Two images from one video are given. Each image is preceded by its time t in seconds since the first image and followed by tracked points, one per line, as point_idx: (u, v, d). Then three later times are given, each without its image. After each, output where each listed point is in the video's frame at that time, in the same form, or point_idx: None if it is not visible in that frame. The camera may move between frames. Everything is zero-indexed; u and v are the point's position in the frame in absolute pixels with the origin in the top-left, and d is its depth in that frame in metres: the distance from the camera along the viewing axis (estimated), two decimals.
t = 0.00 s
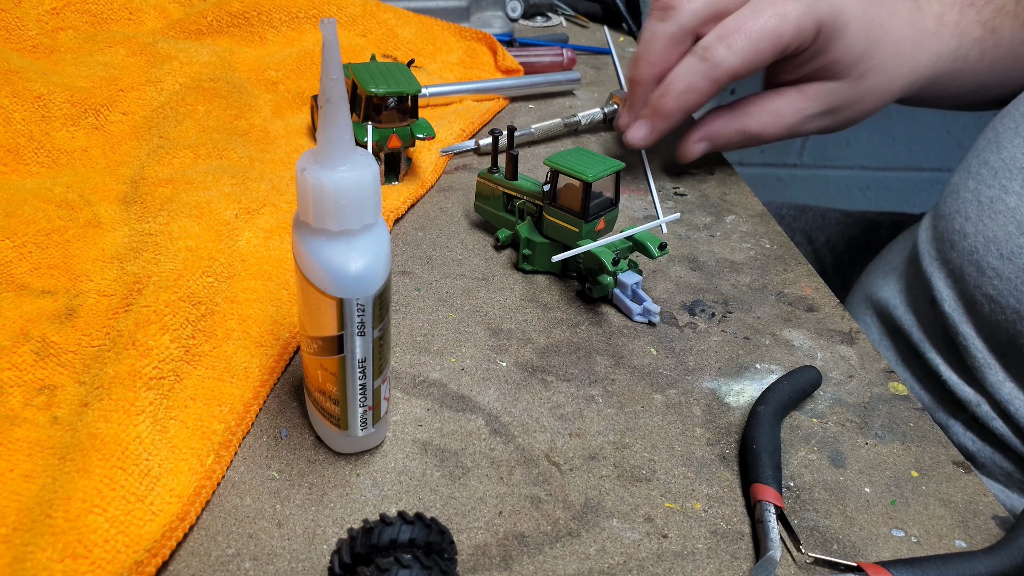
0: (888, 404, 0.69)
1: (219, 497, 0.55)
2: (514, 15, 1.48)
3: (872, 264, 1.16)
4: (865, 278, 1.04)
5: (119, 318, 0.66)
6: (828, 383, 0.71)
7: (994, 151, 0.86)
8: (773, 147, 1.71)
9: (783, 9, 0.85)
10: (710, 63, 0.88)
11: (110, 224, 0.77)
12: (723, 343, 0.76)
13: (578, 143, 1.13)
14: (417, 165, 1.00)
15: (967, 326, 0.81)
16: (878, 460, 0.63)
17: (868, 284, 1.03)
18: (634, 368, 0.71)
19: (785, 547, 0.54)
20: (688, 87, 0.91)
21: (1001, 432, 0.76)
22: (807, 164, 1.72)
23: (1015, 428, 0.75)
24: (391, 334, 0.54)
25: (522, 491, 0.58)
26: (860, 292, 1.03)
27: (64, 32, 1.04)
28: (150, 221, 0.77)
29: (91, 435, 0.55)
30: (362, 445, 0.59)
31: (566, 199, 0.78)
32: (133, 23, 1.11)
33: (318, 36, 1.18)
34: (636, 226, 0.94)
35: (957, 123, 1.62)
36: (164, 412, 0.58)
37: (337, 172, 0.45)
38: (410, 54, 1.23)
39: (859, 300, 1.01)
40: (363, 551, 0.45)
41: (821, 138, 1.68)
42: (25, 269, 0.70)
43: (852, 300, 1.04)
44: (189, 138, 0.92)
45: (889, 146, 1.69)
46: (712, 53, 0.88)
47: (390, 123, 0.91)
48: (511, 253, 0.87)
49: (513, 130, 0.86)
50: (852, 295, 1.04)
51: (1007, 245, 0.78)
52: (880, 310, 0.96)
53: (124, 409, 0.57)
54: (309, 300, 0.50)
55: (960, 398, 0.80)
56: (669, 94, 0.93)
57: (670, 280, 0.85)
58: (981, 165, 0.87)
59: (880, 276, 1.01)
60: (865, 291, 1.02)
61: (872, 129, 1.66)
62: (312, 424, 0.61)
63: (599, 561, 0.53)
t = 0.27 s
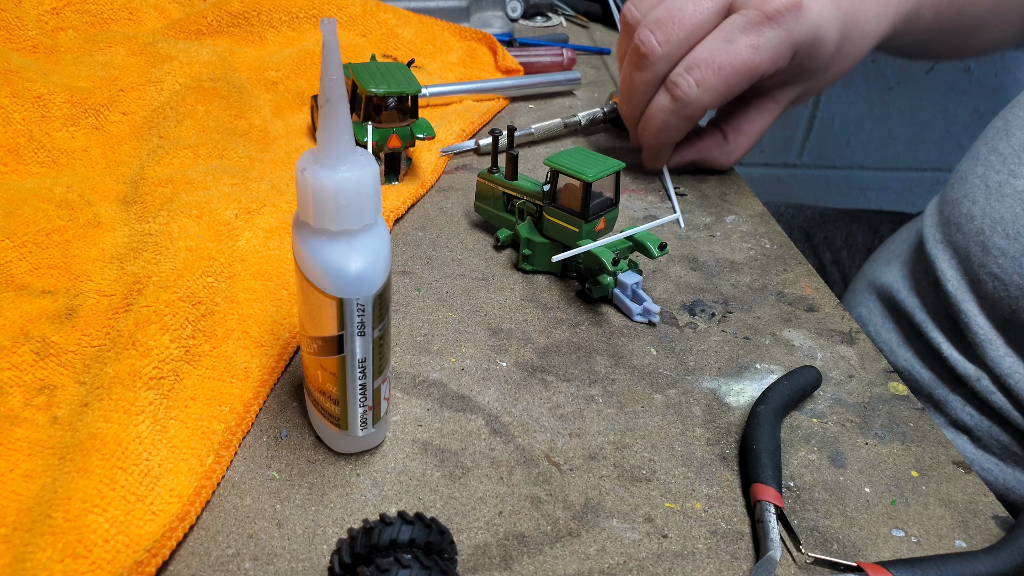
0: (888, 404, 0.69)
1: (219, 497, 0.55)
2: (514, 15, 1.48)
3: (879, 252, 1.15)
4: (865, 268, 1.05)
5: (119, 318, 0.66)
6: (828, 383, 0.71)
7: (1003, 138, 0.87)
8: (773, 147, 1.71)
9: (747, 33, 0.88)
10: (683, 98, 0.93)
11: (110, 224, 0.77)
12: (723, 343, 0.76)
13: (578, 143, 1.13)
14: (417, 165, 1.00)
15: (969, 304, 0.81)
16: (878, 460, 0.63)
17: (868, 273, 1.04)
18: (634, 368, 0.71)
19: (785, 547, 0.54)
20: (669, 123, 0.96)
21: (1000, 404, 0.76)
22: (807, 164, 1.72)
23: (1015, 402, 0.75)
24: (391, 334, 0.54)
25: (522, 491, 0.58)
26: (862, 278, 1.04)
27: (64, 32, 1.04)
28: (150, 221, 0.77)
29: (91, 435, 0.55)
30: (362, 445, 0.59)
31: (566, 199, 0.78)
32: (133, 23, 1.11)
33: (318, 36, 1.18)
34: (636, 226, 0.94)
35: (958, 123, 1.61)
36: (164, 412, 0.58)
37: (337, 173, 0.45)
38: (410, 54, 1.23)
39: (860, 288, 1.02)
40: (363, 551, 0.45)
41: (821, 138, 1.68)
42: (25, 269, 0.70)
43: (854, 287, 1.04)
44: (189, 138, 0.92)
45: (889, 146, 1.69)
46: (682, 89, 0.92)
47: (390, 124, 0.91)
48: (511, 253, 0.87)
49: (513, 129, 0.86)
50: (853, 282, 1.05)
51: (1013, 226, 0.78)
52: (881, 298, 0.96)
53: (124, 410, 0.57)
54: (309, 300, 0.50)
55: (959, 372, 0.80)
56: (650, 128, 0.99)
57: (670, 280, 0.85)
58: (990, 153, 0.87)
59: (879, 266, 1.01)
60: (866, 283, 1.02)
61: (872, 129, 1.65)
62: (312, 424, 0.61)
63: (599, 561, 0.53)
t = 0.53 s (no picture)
0: (888, 404, 0.69)
1: (218, 497, 0.55)
2: (514, 15, 1.48)
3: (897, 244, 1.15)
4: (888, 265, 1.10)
5: (119, 318, 0.66)
6: (828, 383, 0.71)
7: None
8: (774, 147, 1.71)
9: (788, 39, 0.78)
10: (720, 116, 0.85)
11: (110, 224, 0.77)
12: (723, 343, 0.76)
13: (578, 143, 1.13)
14: (417, 165, 1.00)
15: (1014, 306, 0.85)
16: (878, 460, 0.63)
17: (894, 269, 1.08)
18: (634, 368, 0.71)
19: (785, 547, 0.54)
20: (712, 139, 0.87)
21: None
22: (807, 164, 1.72)
23: None
24: (391, 334, 0.54)
25: (522, 491, 0.58)
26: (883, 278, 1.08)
27: (64, 32, 1.04)
28: (150, 221, 0.77)
29: (91, 435, 0.55)
30: (362, 445, 0.59)
31: (566, 199, 0.78)
32: (133, 23, 1.11)
33: (318, 36, 1.18)
34: (636, 226, 0.94)
35: (958, 123, 1.64)
36: (164, 412, 0.58)
37: (337, 173, 0.45)
38: (410, 54, 1.23)
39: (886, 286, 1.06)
40: (363, 551, 0.46)
41: (821, 138, 1.68)
42: (25, 269, 0.70)
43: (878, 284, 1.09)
44: (189, 138, 0.92)
45: (889, 146, 1.69)
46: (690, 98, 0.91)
47: (391, 124, 0.91)
48: (511, 253, 0.87)
49: (514, 130, 0.86)
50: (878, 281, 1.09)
51: None
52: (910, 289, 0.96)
53: (124, 410, 0.57)
54: (309, 300, 0.50)
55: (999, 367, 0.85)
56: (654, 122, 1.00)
57: (670, 280, 0.85)
58: None
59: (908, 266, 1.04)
60: (892, 282, 1.06)
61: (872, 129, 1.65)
62: (312, 424, 0.61)
63: (599, 561, 0.53)
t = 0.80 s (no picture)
0: (888, 404, 0.69)
1: (218, 497, 0.55)
2: (514, 15, 1.48)
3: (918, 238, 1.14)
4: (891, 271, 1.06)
5: (119, 318, 0.66)
6: (828, 383, 0.71)
7: None
8: (774, 147, 1.71)
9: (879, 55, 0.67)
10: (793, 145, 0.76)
11: (111, 224, 0.77)
12: (723, 343, 0.76)
13: (578, 143, 1.13)
14: (417, 165, 1.00)
15: None
16: (878, 459, 0.63)
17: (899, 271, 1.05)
18: (634, 368, 0.71)
19: (785, 547, 0.54)
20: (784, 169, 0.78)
21: None
22: (807, 164, 1.72)
23: None
24: (391, 334, 0.54)
25: (522, 491, 0.58)
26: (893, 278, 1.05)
27: (64, 32, 1.04)
28: (150, 221, 0.77)
29: (91, 435, 0.55)
30: (362, 445, 0.59)
31: (565, 199, 0.78)
32: (133, 23, 1.11)
33: (318, 36, 1.18)
34: (636, 226, 0.94)
35: (958, 123, 1.64)
36: (164, 412, 0.58)
37: (337, 172, 0.45)
38: (410, 54, 1.23)
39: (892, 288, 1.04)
40: (363, 551, 0.46)
41: (821, 138, 1.68)
42: (25, 269, 0.70)
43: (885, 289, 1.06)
44: (189, 138, 0.92)
45: (889, 146, 1.69)
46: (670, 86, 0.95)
47: (390, 123, 0.91)
48: (511, 253, 0.87)
49: (513, 129, 0.86)
50: (885, 283, 1.07)
51: None
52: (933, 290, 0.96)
53: (124, 410, 0.57)
54: (309, 300, 0.50)
55: None
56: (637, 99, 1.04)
57: (670, 280, 0.85)
58: None
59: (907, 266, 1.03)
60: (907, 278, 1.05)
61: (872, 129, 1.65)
62: (312, 424, 0.61)
63: (599, 561, 0.53)
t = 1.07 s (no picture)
0: (888, 404, 0.69)
1: (218, 497, 0.55)
2: (514, 14, 1.48)
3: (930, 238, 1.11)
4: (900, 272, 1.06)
5: (119, 318, 0.66)
6: (828, 383, 0.71)
7: None
8: (774, 147, 1.71)
9: None
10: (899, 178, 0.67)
11: (111, 224, 0.77)
12: (723, 343, 0.76)
13: (578, 143, 1.13)
14: (417, 165, 1.00)
15: None
16: (878, 460, 0.63)
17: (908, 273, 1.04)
18: (634, 368, 0.71)
19: (785, 547, 0.54)
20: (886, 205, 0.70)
21: None
22: (808, 164, 1.72)
23: None
24: (391, 334, 0.54)
25: (522, 491, 0.58)
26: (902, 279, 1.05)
27: (64, 32, 1.04)
28: (150, 221, 0.77)
29: (91, 435, 0.55)
30: (362, 445, 0.59)
31: (565, 199, 0.78)
32: (133, 23, 1.11)
33: (318, 36, 1.18)
34: (636, 226, 0.94)
35: (958, 123, 1.63)
36: (164, 412, 0.58)
37: (337, 172, 0.45)
38: (409, 54, 1.23)
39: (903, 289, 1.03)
40: (363, 551, 0.46)
41: (821, 138, 1.68)
42: (25, 269, 0.70)
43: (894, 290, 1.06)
44: (189, 138, 0.92)
45: (889, 146, 1.69)
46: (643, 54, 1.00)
47: (390, 123, 0.91)
48: (511, 253, 0.87)
49: (513, 130, 0.86)
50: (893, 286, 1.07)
51: None
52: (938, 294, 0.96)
53: (124, 410, 0.57)
54: (309, 300, 0.50)
55: None
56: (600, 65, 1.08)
57: (670, 280, 0.85)
58: None
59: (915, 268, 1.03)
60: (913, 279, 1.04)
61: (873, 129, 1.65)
62: (312, 424, 0.61)
63: (599, 561, 0.53)
